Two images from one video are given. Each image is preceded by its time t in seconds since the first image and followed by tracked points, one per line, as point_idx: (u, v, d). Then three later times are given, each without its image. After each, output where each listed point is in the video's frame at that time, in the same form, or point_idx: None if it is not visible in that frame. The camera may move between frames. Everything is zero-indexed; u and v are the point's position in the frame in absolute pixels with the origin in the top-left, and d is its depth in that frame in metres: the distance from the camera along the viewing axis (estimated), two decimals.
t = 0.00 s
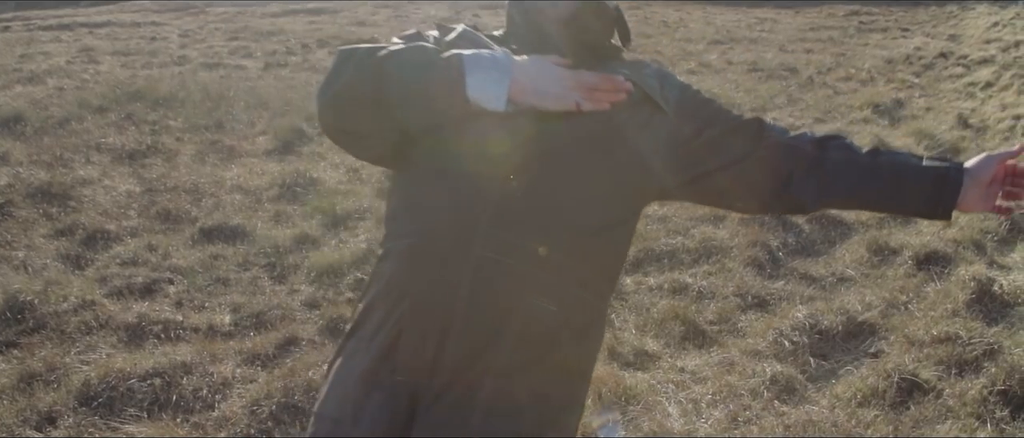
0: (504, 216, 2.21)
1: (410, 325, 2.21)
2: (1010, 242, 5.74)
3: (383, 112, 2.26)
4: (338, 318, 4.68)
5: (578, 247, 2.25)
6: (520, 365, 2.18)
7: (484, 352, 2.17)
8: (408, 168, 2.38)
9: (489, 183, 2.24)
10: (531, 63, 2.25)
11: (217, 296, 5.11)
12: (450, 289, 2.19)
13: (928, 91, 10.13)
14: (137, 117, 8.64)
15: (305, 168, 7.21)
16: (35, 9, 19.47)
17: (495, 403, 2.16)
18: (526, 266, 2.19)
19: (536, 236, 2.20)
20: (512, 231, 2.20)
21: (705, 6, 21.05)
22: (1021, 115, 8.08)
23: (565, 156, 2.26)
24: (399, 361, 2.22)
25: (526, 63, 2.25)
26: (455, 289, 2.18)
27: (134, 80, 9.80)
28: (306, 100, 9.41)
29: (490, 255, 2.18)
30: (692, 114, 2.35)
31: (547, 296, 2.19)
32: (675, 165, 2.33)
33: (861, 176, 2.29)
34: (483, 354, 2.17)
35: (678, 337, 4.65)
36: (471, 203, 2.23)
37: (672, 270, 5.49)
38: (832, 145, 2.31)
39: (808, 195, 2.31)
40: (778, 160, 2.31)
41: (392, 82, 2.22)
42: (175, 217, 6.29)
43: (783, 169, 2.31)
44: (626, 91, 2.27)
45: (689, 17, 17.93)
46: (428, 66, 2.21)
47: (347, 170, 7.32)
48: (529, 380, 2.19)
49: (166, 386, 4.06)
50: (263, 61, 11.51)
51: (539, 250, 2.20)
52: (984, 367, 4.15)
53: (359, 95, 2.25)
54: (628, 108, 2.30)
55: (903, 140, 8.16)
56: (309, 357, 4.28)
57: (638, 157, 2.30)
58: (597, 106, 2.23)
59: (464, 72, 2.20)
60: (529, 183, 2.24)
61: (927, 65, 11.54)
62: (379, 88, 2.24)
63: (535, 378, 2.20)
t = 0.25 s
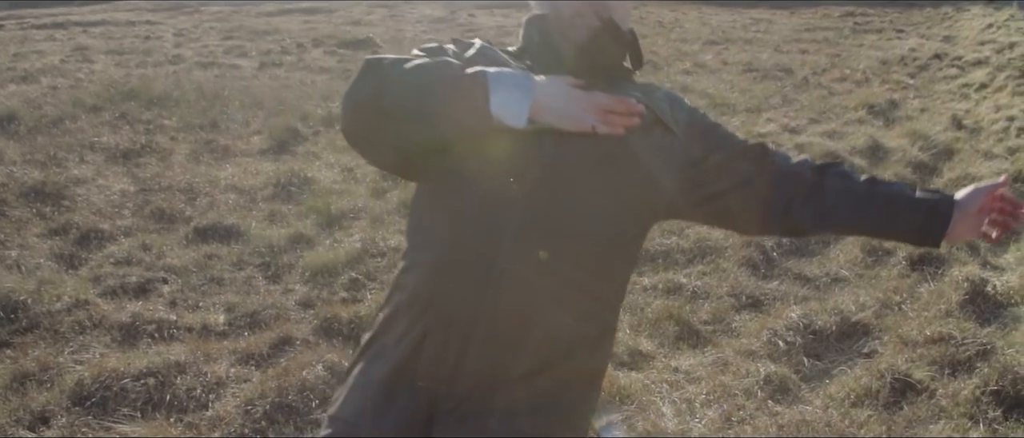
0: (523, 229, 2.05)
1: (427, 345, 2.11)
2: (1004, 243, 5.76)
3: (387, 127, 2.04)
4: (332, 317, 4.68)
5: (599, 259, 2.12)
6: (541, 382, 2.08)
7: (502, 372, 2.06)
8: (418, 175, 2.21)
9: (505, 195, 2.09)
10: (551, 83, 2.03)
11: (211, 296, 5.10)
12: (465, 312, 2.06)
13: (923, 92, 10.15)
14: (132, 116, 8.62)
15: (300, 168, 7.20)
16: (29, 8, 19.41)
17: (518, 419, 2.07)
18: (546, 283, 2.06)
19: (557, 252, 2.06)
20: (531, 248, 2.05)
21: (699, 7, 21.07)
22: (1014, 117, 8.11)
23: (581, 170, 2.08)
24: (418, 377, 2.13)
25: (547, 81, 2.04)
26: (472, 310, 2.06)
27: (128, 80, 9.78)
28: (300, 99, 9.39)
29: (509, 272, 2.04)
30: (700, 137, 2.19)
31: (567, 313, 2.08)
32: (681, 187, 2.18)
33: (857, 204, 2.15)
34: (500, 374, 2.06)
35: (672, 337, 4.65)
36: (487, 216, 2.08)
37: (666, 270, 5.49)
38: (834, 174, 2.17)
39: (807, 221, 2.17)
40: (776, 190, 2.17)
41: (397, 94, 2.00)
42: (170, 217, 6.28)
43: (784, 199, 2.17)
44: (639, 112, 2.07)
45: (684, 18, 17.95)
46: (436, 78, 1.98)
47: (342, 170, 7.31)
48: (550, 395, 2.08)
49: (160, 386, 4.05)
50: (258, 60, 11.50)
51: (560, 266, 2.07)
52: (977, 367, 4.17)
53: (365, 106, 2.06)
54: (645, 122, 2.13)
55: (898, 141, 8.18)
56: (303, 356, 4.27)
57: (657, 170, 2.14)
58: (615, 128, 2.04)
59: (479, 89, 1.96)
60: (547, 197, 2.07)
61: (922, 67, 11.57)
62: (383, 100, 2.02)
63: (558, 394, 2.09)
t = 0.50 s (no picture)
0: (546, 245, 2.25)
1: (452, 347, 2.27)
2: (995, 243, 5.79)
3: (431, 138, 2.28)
4: (325, 317, 4.67)
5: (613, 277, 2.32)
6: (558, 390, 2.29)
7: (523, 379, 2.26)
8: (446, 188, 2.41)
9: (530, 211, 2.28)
10: (575, 103, 2.26)
11: (204, 295, 5.08)
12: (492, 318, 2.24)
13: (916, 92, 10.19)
14: (124, 115, 8.59)
15: (293, 167, 7.19)
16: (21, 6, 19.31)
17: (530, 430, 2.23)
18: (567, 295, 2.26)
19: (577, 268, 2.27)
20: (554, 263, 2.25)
21: (694, 7, 21.09)
22: (1007, 117, 8.14)
23: (600, 193, 2.29)
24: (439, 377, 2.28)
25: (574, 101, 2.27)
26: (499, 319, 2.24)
27: (121, 79, 9.74)
28: (294, 98, 9.37)
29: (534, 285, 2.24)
30: (706, 165, 2.44)
31: (582, 325, 2.28)
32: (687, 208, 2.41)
33: (851, 236, 2.43)
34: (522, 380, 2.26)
35: (666, 336, 4.66)
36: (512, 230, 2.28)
37: (660, 269, 5.48)
38: (827, 202, 2.45)
39: (802, 247, 2.44)
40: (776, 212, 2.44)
41: (440, 110, 2.25)
42: (162, 216, 6.26)
43: (778, 220, 2.44)
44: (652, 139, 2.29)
45: (678, 17, 17.96)
46: (477, 98, 2.24)
47: (335, 169, 7.30)
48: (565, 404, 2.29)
49: (152, 385, 4.04)
50: (251, 59, 11.47)
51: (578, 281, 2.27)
52: (969, 367, 4.18)
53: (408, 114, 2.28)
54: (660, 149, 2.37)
55: (891, 140, 8.20)
56: (296, 356, 4.26)
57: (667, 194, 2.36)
58: (626, 155, 2.25)
59: (512, 110, 2.23)
60: (568, 215, 2.27)
61: (915, 66, 11.60)
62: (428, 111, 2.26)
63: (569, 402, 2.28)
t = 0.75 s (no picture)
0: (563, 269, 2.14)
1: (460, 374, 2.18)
2: (986, 243, 5.81)
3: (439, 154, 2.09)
4: (317, 316, 4.66)
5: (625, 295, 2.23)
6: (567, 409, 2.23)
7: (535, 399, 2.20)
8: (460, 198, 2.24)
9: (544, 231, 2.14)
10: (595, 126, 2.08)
11: (195, 294, 5.07)
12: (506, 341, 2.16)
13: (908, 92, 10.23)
14: (115, 113, 8.56)
15: (285, 166, 7.17)
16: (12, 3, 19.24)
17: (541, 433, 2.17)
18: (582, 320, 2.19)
19: (592, 291, 2.17)
20: (570, 285, 2.15)
21: (687, 7, 21.13)
22: (997, 118, 8.18)
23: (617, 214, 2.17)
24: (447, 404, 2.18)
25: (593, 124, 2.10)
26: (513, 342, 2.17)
27: (112, 77, 9.71)
28: (286, 97, 9.35)
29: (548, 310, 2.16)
30: (716, 189, 2.32)
31: (599, 343, 2.23)
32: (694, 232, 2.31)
33: (844, 267, 2.37)
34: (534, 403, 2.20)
35: (657, 336, 4.67)
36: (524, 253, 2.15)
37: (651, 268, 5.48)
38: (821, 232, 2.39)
39: (797, 275, 2.38)
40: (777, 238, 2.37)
41: (458, 125, 2.05)
42: (154, 215, 6.24)
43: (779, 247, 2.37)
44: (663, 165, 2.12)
45: (671, 18, 18.00)
46: (498, 115, 2.05)
47: (328, 168, 7.28)
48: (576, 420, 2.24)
49: (143, 384, 4.03)
50: (244, 57, 11.45)
51: (592, 302, 2.18)
52: (959, 366, 4.20)
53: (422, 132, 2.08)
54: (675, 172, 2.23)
55: (882, 141, 8.22)
56: (287, 355, 4.26)
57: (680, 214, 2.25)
58: (645, 180, 2.09)
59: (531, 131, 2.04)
60: (590, 238, 2.15)
61: (907, 67, 11.65)
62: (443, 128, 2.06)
63: (579, 420, 2.22)
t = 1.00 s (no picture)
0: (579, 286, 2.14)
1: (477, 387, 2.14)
2: (977, 242, 5.83)
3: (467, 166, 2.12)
4: (309, 314, 4.65)
5: (638, 317, 2.23)
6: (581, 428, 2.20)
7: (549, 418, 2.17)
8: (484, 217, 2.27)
9: (561, 248, 2.15)
10: (612, 150, 2.13)
11: (187, 293, 5.06)
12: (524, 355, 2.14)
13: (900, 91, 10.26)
14: (107, 112, 8.53)
15: (278, 164, 7.16)
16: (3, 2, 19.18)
17: None
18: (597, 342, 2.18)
19: (608, 308, 2.17)
20: (588, 302, 2.15)
21: (680, 6, 21.16)
22: (989, 117, 8.20)
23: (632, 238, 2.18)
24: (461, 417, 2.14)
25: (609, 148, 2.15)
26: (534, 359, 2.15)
27: (104, 76, 9.68)
28: (279, 96, 9.33)
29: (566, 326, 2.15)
30: (719, 218, 2.33)
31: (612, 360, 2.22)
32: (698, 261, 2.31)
33: (841, 300, 2.38)
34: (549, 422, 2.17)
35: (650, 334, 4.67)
36: (539, 270, 2.15)
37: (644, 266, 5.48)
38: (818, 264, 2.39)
39: (791, 306, 2.38)
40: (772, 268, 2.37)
41: (482, 138, 2.08)
42: (146, 214, 6.22)
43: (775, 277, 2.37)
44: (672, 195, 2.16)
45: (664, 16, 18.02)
46: (524, 134, 2.09)
47: (321, 167, 7.27)
48: None
49: (135, 383, 4.02)
50: (237, 56, 11.42)
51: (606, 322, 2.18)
52: (950, 364, 4.21)
53: (450, 143, 2.12)
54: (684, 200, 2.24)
55: (874, 140, 8.24)
56: (280, 354, 4.24)
57: (692, 241, 2.25)
58: (653, 205, 2.11)
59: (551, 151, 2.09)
60: (606, 255, 2.15)
61: (899, 67, 11.68)
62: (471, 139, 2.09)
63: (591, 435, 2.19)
